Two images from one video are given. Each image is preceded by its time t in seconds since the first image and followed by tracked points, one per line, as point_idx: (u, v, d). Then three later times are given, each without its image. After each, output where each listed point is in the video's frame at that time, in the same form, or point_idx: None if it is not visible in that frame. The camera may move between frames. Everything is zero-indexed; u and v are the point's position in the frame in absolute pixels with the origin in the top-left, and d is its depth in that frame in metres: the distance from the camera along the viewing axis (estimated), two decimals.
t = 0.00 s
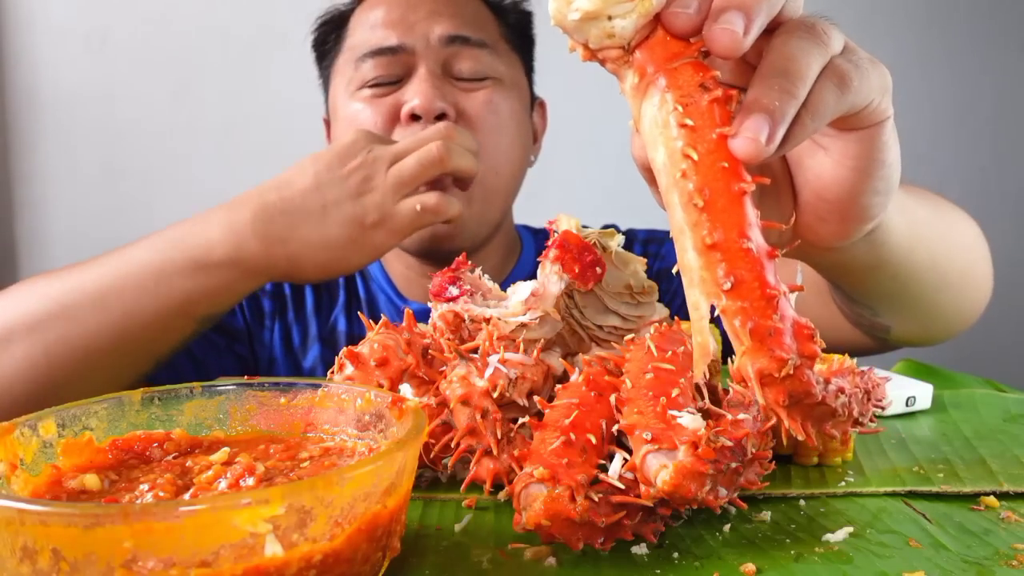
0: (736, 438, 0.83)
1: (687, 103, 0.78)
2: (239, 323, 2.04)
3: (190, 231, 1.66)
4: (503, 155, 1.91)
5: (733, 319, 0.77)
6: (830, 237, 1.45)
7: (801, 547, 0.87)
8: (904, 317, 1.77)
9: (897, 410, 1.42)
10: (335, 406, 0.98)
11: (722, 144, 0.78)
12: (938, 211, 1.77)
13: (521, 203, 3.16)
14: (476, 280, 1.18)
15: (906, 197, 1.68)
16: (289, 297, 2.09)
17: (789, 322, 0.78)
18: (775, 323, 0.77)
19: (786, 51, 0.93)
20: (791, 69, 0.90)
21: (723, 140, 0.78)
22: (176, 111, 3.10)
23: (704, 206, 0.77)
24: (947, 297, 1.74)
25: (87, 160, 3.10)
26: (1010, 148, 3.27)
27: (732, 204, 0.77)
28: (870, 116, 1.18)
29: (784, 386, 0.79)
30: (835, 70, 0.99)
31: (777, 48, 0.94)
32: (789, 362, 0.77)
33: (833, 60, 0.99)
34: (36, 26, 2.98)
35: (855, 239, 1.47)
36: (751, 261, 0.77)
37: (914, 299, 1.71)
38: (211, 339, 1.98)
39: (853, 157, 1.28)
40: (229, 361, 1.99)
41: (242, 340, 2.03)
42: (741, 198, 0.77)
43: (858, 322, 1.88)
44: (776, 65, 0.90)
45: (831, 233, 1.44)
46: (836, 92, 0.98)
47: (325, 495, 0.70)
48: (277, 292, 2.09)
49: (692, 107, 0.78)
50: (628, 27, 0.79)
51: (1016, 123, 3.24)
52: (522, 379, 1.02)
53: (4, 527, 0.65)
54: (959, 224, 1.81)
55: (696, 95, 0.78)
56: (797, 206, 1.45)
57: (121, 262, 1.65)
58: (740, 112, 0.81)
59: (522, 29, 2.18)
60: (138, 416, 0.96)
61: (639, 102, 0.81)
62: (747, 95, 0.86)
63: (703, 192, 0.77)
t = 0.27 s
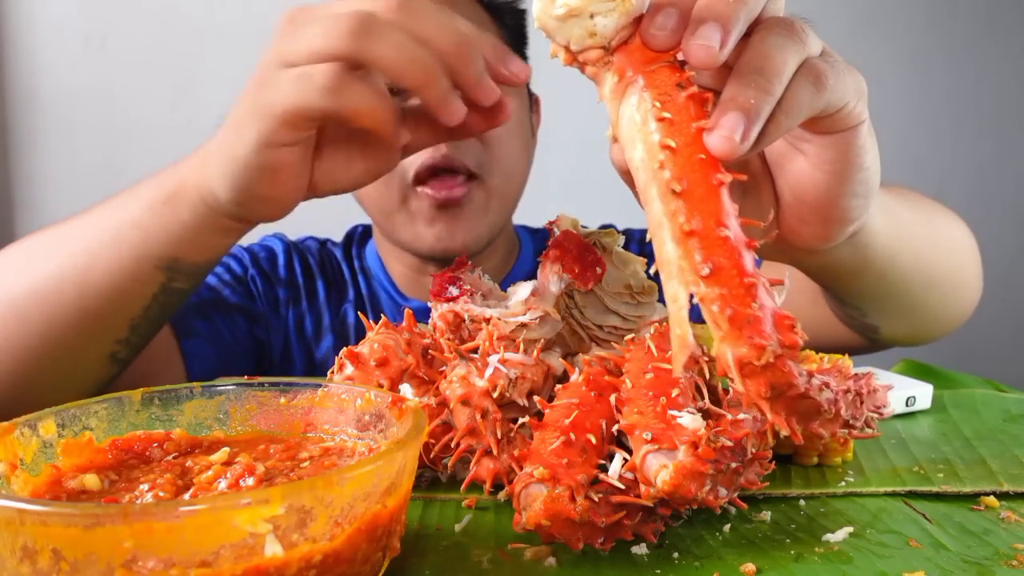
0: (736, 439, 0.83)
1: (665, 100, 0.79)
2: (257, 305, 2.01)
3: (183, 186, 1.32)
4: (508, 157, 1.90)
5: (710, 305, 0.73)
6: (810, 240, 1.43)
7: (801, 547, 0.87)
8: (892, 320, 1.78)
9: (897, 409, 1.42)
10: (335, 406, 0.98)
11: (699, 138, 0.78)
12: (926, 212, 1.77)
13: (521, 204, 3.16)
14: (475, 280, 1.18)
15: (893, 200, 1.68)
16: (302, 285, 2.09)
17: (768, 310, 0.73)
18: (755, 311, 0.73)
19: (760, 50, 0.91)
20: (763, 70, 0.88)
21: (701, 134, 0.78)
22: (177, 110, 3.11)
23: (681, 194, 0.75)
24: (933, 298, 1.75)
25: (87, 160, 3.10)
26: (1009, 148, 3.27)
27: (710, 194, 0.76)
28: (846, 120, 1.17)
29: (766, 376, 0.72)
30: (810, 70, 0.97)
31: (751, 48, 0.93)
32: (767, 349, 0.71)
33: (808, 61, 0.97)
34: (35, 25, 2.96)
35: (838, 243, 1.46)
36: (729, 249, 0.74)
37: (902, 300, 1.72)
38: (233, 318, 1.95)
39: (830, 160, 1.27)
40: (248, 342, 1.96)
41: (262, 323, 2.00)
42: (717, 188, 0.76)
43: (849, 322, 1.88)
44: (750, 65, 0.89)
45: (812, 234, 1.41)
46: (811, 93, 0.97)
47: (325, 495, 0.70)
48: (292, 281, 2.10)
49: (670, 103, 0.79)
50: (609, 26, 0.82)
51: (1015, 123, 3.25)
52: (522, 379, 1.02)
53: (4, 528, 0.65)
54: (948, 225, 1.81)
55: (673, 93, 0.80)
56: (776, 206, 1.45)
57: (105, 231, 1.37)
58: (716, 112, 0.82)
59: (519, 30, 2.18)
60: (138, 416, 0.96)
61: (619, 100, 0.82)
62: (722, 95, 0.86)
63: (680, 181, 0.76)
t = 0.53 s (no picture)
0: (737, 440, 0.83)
1: (637, 109, 0.79)
2: (274, 304, 2.04)
3: (211, 217, 1.27)
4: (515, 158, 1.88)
5: (674, 310, 0.74)
6: (798, 243, 1.45)
7: (801, 547, 0.87)
8: (885, 320, 1.79)
9: (896, 409, 1.42)
10: (335, 406, 0.98)
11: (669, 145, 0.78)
12: (920, 212, 1.77)
13: (521, 204, 3.17)
14: (476, 280, 1.18)
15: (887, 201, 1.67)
16: (316, 283, 2.09)
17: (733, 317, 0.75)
18: (719, 318, 0.74)
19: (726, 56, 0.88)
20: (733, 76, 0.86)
21: (672, 141, 0.78)
22: (177, 110, 3.11)
23: (647, 197, 0.76)
24: (925, 300, 1.76)
25: (88, 160, 3.11)
26: (1009, 148, 3.27)
27: (677, 199, 0.76)
28: (823, 128, 1.14)
29: (731, 387, 0.74)
30: (779, 78, 0.95)
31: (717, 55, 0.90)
32: (732, 357, 0.72)
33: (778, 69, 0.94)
34: (36, 25, 2.96)
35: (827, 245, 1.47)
36: (695, 255, 0.75)
37: (895, 300, 1.73)
38: (253, 317, 1.99)
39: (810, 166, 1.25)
40: (264, 341, 1.99)
41: (279, 322, 2.03)
42: (686, 196, 0.76)
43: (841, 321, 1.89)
44: (719, 71, 0.86)
45: (801, 239, 1.43)
46: (781, 101, 0.94)
47: (325, 495, 0.70)
48: (307, 278, 2.09)
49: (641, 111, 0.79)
50: (582, 35, 0.84)
51: (1015, 123, 3.25)
52: (522, 379, 1.02)
53: (4, 527, 0.65)
54: (942, 226, 1.81)
55: (645, 102, 0.80)
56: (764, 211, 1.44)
57: (133, 258, 1.39)
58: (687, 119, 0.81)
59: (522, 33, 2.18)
60: (138, 416, 0.96)
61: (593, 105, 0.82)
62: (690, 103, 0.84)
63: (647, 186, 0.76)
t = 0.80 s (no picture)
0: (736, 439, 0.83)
1: (648, 99, 0.77)
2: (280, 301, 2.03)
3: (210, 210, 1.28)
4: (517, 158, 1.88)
5: (692, 309, 0.74)
6: (807, 242, 1.45)
7: (801, 547, 0.87)
8: (892, 322, 1.79)
9: (897, 409, 1.42)
10: (335, 406, 0.98)
11: (682, 137, 0.77)
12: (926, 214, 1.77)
13: (521, 205, 3.17)
14: (476, 280, 1.18)
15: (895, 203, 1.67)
16: (322, 281, 2.08)
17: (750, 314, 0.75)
18: (738, 316, 0.74)
19: (736, 47, 0.88)
20: (743, 66, 0.86)
21: (684, 133, 0.77)
22: (177, 110, 3.11)
23: (664, 192, 0.75)
24: (931, 302, 1.77)
25: (87, 160, 3.10)
26: (1009, 148, 3.27)
27: (692, 193, 0.75)
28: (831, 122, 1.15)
29: (748, 386, 0.74)
30: (789, 67, 0.94)
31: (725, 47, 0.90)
32: (751, 358, 0.73)
33: (786, 60, 0.95)
34: (36, 25, 2.96)
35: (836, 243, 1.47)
36: (713, 252, 0.74)
37: (902, 304, 1.73)
38: (258, 314, 1.98)
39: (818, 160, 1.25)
40: (269, 340, 1.99)
41: (283, 319, 2.02)
42: (700, 188, 0.75)
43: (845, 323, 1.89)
44: (726, 63, 0.86)
45: (809, 238, 1.43)
46: (793, 91, 0.94)
47: (325, 495, 0.70)
48: (312, 277, 2.07)
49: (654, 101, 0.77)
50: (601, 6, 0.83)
51: (1015, 123, 3.25)
52: (522, 379, 1.02)
53: (4, 527, 0.65)
54: (948, 227, 1.82)
55: (656, 90, 0.78)
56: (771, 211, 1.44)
57: (149, 250, 1.39)
58: (699, 113, 0.81)
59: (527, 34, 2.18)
60: (138, 416, 0.96)
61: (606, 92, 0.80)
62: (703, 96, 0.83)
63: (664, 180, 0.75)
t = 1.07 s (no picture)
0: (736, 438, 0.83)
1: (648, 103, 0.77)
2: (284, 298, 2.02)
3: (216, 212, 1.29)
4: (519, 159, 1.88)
5: (687, 323, 0.77)
6: (794, 247, 1.44)
7: (801, 547, 0.87)
8: (887, 326, 1.80)
9: (897, 409, 1.42)
10: (335, 406, 0.98)
11: (683, 146, 0.77)
12: (923, 218, 1.77)
13: (522, 204, 3.17)
14: (476, 280, 1.18)
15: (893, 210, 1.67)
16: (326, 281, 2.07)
17: (744, 324, 0.77)
18: (732, 330, 0.76)
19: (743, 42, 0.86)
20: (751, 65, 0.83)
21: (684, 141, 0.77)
22: (177, 110, 3.11)
23: (661, 207, 0.76)
24: (927, 307, 1.77)
25: (87, 160, 3.10)
26: (1010, 148, 3.27)
27: (689, 206, 0.76)
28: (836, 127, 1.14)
29: (742, 397, 0.77)
30: (800, 65, 0.93)
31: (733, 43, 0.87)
32: (743, 371, 0.75)
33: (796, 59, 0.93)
34: (36, 25, 2.96)
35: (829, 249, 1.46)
36: (708, 265, 0.76)
37: (898, 308, 1.73)
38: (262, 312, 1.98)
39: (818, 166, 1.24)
40: (273, 337, 1.99)
41: (286, 317, 2.01)
42: (699, 201, 0.76)
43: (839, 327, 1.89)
44: (732, 61, 0.83)
45: (800, 246, 1.43)
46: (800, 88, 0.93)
47: (325, 495, 0.70)
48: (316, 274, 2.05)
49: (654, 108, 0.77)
50: None
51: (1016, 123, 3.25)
52: (522, 379, 1.02)
53: (4, 528, 0.65)
54: (945, 231, 1.82)
55: (656, 95, 0.77)
56: (764, 215, 1.42)
57: (161, 254, 1.39)
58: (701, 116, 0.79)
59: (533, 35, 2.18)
60: (138, 416, 0.96)
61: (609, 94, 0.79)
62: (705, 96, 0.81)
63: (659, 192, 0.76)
